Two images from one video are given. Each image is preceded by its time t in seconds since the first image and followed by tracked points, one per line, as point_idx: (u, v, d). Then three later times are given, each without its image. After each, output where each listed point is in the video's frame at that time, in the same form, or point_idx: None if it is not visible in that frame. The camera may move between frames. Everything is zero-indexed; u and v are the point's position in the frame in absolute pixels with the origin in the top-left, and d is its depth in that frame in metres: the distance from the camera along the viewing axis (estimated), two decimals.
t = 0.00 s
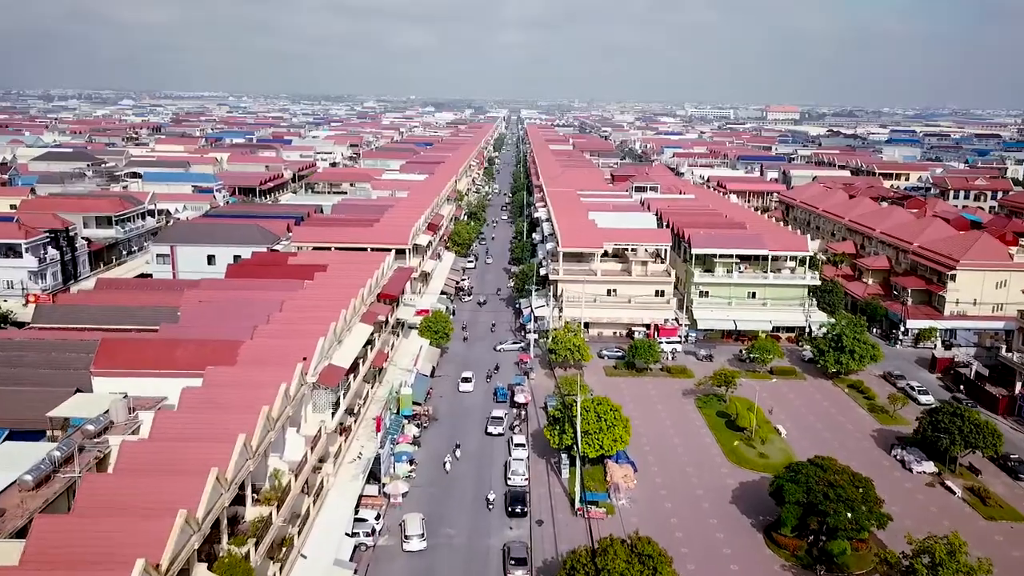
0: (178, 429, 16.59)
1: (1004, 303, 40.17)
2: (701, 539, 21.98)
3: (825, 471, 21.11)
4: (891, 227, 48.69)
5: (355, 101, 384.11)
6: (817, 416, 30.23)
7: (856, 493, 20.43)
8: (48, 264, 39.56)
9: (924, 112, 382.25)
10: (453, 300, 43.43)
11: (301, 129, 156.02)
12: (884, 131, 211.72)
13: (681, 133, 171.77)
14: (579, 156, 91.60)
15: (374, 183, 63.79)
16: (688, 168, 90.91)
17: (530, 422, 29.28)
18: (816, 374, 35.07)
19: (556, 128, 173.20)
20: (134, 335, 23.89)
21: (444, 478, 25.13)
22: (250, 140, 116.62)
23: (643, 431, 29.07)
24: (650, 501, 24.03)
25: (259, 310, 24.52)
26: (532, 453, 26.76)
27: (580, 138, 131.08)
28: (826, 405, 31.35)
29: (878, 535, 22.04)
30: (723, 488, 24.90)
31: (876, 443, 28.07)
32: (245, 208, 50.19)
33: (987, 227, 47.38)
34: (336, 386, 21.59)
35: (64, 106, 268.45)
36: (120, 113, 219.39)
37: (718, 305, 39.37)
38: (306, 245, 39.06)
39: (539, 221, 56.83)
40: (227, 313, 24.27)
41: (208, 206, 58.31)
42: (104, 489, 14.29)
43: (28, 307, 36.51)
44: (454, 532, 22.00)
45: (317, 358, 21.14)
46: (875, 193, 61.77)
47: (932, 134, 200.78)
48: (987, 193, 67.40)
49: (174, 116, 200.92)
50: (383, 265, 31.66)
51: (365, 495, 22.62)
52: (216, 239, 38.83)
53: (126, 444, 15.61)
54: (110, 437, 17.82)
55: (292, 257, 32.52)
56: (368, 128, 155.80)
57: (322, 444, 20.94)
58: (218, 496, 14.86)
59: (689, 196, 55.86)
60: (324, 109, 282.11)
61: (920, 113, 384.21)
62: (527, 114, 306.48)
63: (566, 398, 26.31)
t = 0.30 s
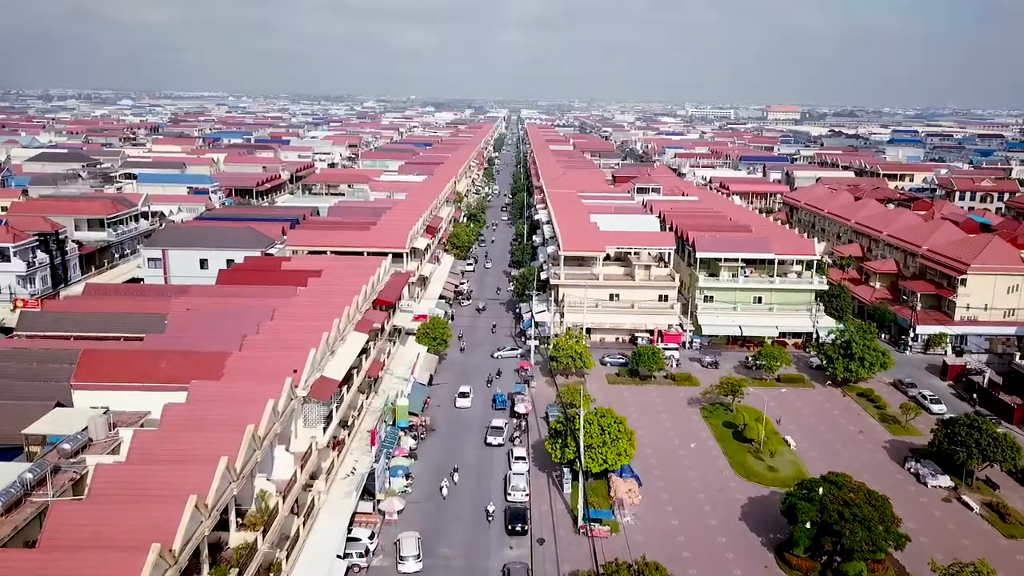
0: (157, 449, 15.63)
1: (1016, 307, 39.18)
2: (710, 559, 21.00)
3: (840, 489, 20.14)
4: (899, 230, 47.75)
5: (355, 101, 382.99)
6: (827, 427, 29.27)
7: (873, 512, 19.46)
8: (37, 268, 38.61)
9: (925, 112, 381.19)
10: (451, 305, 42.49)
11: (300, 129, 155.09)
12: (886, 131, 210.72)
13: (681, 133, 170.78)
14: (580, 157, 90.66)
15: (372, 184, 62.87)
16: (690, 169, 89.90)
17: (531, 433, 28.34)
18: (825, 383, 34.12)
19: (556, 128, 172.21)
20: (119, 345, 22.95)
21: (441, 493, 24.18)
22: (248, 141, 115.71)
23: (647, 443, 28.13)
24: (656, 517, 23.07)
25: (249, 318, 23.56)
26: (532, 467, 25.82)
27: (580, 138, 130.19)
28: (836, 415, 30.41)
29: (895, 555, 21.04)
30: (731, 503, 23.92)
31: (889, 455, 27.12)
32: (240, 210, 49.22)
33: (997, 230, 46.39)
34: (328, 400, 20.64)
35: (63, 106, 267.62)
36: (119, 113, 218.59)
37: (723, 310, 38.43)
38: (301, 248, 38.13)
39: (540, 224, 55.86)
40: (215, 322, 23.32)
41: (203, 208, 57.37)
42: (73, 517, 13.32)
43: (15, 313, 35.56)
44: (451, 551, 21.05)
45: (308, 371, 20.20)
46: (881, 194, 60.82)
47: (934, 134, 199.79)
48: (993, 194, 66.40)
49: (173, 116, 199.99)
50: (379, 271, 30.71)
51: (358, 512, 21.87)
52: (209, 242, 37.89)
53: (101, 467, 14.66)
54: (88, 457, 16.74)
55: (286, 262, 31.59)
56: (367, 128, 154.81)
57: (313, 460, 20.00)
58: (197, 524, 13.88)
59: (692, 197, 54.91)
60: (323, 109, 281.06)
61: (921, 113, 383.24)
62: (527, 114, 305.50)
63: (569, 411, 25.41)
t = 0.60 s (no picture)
0: (134, 472, 14.65)
1: None
2: None
3: (856, 509, 19.28)
4: (906, 233, 46.83)
5: (355, 101, 382.58)
6: (838, 439, 28.35)
7: (892, 534, 18.55)
8: (26, 273, 37.63)
9: (926, 112, 380.24)
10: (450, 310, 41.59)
11: (298, 129, 154.16)
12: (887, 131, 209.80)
13: (682, 133, 169.88)
14: (580, 157, 89.75)
15: (370, 186, 61.91)
16: (691, 170, 88.96)
17: (532, 445, 27.43)
18: (834, 391, 33.19)
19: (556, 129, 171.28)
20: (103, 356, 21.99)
21: (438, 509, 23.24)
22: (246, 141, 114.78)
23: (652, 455, 27.20)
24: (662, 535, 22.11)
25: (238, 328, 22.61)
26: (533, 481, 24.90)
27: (581, 139, 129.22)
28: (847, 426, 29.47)
29: None
30: (740, 521, 22.95)
31: (902, 469, 26.18)
32: (235, 212, 48.28)
33: (1007, 233, 45.47)
34: (319, 415, 19.70)
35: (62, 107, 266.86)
36: (117, 113, 217.45)
37: (728, 316, 37.49)
38: (296, 252, 37.20)
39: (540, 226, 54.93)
40: (203, 331, 22.36)
41: (198, 210, 56.39)
42: (39, 549, 12.34)
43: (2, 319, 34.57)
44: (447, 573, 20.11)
45: (297, 385, 19.28)
46: (887, 196, 59.88)
47: (936, 134, 198.80)
48: (1000, 196, 65.47)
49: (172, 117, 199.15)
50: (375, 276, 29.83)
51: (351, 531, 21.13)
52: (201, 246, 36.93)
53: (75, 493, 13.75)
54: (64, 480, 15.67)
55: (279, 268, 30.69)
56: (366, 129, 153.85)
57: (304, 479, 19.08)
58: (174, 557, 12.89)
59: (695, 199, 53.94)
60: (322, 109, 280.08)
61: (921, 113, 382.60)
62: (528, 114, 304.38)
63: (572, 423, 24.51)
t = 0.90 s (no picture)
0: (108, 498, 13.72)
1: None
2: None
3: (874, 530, 18.34)
4: (915, 236, 45.90)
5: (354, 101, 381.50)
6: (849, 451, 27.37)
7: (912, 557, 17.60)
8: (14, 278, 36.70)
9: (927, 112, 379.19)
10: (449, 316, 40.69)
11: (297, 130, 153.28)
12: (889, 131, 208.69)
13: (683, 133, 168.90)
14: (581, 158, 88.83)
15: (368, 187, 60.99)
16: (693, 171, 88.00)
17: (533, 457, 26.50)
18: (844, 400, 32.24)
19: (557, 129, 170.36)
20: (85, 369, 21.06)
21: (436, 526, 22.27)
22: (244, 142, 113.87)
23: (658, 468, 26.24)
24: (670, 555, 21.14)
25: (226, 338, 21.68)
26: (534, 497, 23.97)
27: (582, 139, 128.23)
28: (859, 438, 28.51)
29: None
30: (750, 540, 21.99)
31: (917, 483, 25.24)
32: (230, 214, 47.33)
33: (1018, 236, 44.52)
34: (310, 432, 18.75)
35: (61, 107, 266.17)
36: (115, 113, 216.59)
37: (734, 322, 36.56)
38: (291, 257, 36.28)
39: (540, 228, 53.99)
40: (190, 342, 21.43)
41: (193, 213, 55.47)
42: None
43: None
44: None
45: (286, 401, 18.36)
46: (894, 197, 58.93)
47: (939, 134, 197.84)
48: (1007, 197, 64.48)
49: (170, 117, 198.25)
50: (371, 283, 28.89)
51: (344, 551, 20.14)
52: (193, 250, 36.00)
53: (43, 523, 12.80)
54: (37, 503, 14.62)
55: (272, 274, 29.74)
56: (365, 129, 152.92)
57: (293, 499, 18.12)
58: None
59: (699, 201, 53.04)
60: (322, 109, 279.08)
61: (922, 113, 381.49)
62: (528, 114, 303.28)
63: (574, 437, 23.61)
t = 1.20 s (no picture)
0: (79, 527, 12.82)
1: None
2: None
3: (893, 554, 17.43)
4: (924, 239, 44.97)
5: (354, 101, 380.79)
6: (862, 465, 26.42)
7: None
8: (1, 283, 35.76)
9: (927, 112, 378.59)
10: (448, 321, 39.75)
11: (296, 129, 152.44)
12: (891, 130, 207.77)
13: (684, 133, 167.90)
14: (582, 159, 87.90)
15: (366, 188, 60.07)
16: (696, 171, 87.06)
17: (533, 471, 25.55)
18: (855, 409, 31.29)
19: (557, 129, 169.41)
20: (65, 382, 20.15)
21: (433, 545, 21.31)
22: (241, 142, 112.91)
23: (664, 482, 25.29)
24: None
25: (213, 350, 20.77)
26: (536, 514, 23.04)
27: (582, 140, 127.21)
28: (871, 450, 27.58)
29: None
30: (761, 560, 21.05)
31: (933, 498, 24.30)
32: (225, 217, 46.41)
33: None
34: (300, 450, 17.82)
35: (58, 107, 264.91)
36: (114, 114, 215.83)
37: (740, 328, 35.62)
38: (285, 261, 35.37)
39: (541, 231, 53.03)
40: (175, 353, 20.51)
41: (187, 215, 54.54)
42: None
43: None
44: None
45: (274, 418, 17.44)
46: (900, 199, 57.99)
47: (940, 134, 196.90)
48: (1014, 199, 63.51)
49: (168, 117, 197.22)
50: (366, 288, 27.90)
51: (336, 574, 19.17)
52: (185, 255, 35.06)
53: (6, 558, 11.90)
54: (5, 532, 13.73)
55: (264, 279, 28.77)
56: (364, 129, 151.94)
57: (281, 522, 17.17)
58: None
59: (702, 203, 52.11)
60: (322, 109, 277.93)
61: (923, 113, 380.54)
62: (528, 113, 301.85)
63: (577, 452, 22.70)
